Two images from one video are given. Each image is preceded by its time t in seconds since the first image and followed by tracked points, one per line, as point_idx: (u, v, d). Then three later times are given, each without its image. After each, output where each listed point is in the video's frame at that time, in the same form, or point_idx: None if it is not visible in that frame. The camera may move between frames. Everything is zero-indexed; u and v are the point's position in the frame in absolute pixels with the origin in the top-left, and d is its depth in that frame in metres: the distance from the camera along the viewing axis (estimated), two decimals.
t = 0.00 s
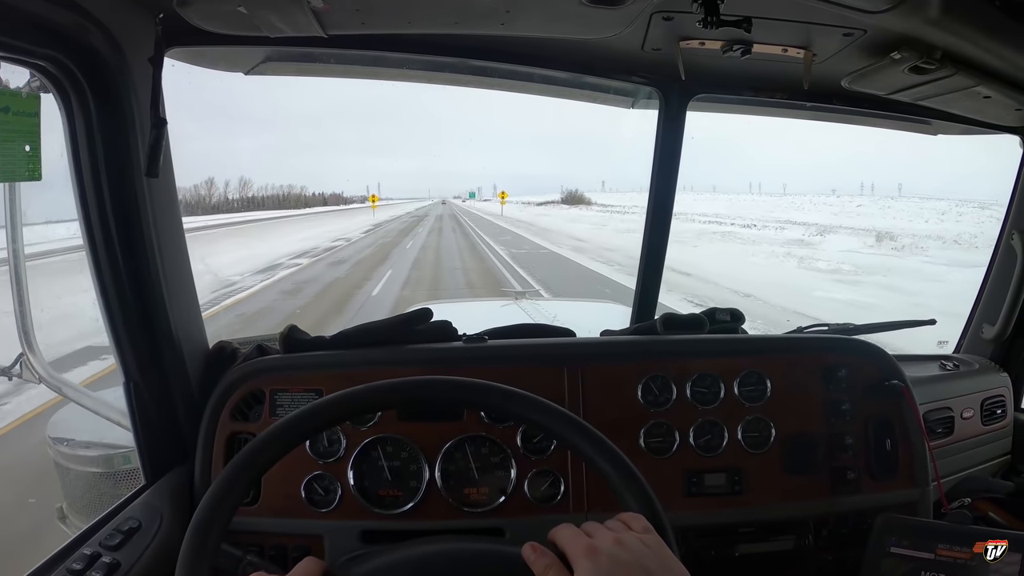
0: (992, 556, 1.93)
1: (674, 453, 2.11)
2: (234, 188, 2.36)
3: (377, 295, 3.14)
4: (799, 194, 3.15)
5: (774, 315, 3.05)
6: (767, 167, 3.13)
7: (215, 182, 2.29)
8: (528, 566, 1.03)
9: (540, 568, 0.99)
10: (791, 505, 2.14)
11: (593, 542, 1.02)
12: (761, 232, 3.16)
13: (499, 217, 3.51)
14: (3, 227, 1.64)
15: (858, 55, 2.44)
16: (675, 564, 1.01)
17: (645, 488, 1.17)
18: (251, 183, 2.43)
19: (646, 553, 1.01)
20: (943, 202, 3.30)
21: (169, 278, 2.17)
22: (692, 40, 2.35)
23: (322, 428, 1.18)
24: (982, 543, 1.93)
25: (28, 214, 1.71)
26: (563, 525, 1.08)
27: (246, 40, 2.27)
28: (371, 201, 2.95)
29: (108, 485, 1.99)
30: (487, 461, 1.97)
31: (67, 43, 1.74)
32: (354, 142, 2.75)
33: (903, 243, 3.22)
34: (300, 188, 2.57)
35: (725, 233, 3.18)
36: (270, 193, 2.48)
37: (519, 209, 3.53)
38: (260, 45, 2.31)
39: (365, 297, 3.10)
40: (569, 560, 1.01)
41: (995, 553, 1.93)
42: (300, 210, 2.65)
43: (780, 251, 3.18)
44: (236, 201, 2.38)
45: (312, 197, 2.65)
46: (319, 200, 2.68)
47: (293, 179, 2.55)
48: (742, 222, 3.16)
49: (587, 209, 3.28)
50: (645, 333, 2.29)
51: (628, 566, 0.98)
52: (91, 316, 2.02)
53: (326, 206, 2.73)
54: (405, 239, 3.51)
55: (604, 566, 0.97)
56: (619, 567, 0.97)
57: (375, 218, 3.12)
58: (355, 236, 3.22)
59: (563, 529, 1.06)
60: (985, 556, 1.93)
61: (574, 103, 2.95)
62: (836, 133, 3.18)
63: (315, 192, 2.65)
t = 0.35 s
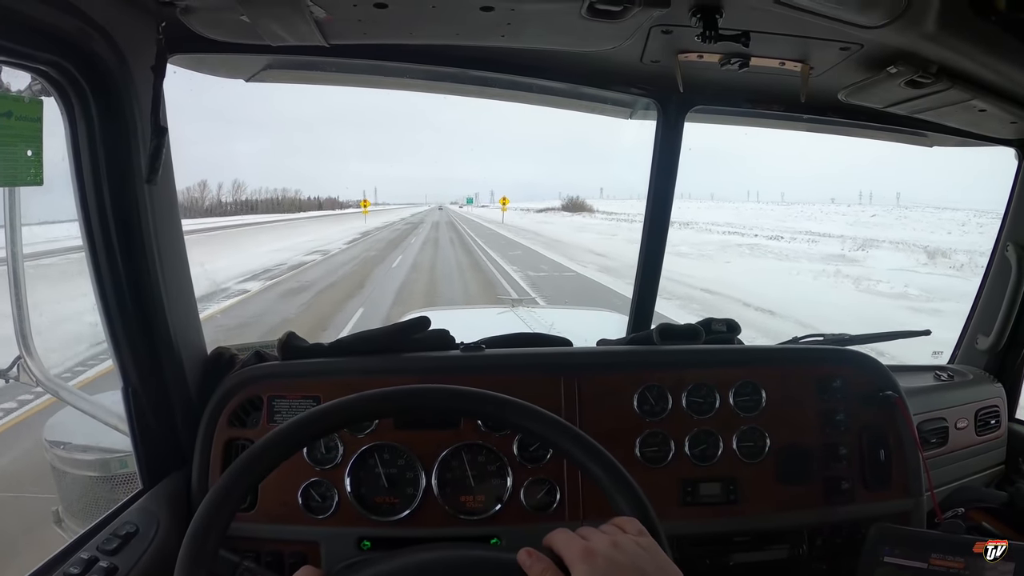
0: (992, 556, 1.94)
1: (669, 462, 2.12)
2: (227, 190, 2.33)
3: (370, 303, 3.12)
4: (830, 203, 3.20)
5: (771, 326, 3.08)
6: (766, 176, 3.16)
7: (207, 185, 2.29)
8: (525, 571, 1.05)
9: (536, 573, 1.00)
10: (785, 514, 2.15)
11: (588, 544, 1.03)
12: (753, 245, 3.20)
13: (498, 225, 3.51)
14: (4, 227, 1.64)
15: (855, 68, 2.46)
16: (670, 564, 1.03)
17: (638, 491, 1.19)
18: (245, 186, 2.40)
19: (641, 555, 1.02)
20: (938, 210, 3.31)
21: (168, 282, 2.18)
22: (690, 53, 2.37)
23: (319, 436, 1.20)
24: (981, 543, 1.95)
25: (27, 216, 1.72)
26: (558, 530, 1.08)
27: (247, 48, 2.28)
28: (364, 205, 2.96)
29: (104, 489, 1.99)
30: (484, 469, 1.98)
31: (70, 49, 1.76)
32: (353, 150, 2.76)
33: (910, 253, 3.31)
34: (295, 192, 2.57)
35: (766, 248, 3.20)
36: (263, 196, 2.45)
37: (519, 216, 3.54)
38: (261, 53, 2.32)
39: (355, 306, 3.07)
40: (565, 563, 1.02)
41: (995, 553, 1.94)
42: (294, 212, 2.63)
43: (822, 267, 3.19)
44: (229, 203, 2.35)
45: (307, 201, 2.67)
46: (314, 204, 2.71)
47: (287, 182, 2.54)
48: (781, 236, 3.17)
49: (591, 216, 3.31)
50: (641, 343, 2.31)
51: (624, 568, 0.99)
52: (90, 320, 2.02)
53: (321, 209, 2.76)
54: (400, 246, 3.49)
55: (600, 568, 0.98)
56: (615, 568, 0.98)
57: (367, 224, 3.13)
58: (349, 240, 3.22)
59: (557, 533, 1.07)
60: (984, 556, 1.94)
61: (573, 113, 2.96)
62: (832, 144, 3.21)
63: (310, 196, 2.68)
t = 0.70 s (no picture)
0: (991, 556, 1.94)
1: (668, 463, 2.11)
2: (222, 189, 2.32)
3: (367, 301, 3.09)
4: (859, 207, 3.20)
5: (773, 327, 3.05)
6: (763, 177, 3.16)
7: (201, 184, 2.27)
8: (523, 572, 1.04)
9: (535, 572, 1.00)
10: (784, 514, 2.14)
11: (588, 543, 1.02)
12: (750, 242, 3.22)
13: (501, 226, 3.52)
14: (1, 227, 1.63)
15: (855, 68, 2.45)
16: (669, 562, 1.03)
17: (636, 491, 1.17)
18: (240, 186, 2.38)
19: (640, 554, 1.02)
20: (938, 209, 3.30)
21: (164, 282, 2.17)
22: (689, 53, 2.37)
23: (316, 437, 1.19)
24: (982, 543, 1.95)
25: (24, 215, 1.71)
26: (556, 529, 1.08)
27: (243, 46, 2.27)
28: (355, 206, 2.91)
29: (102, 490, 1.98)
30: (482, 470, 1.97)
31: (66, 48, 1.75)
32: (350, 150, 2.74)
33: (929, 257, 3.31)
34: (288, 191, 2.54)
35: (804, 256, 3.19)
36: (258, 196, 2.43)
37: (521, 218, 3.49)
38: (258, 51, 2.31)
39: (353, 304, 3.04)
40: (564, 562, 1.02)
41: (995, 553, 1.94)
42: (291, 214, 2.61)
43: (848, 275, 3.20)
44: (223, 203, 2.34)
45: (302, 200, 2.65)
46: (310, 203, 2.69)
47: (281, 182, 2.51)
48: (797, 239, 3.18)
49: (598, 218, 3.26)
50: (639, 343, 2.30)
51: (623, 567, 0.99)
52: (86, 320, 2.01)
53: (318, 209, 2.74)
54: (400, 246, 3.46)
55: (600, 567, 0.98)
56: (615, 567, 0.98)
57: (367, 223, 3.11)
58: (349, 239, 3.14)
59: (556, 533, 1.06)
60: (985, 556, 1.94)
61: (572, 112, 2.95)
62: (831, 144, 3.20)
63: (306, 196, 2.66)
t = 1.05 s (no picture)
0: (992, 556, 1.93)
1: (677, 464, 2.12)
2: (223, 189, 2.31)
3: (378, 298, 3.25)
4: (885, 211, 3.27)
5: (776, 327, 3.07)
6: (773, 182, 3.14)
7: (204, 184, 2.27)
8: (533, 569, 1.04)
9: (544, 570, 1.00)
10: (791, 515, 2.14)
11: (597, 541, 1.02)
12: (757, 246, 3.26)
13: (514, 229, 3.64)
14: (11, 224, 1.64)
15: (864, 70, 2.45)
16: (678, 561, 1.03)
17: (645, 491, 1.18)
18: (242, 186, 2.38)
19: (649, 552, 1.02)
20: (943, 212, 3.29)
21: (174, 280, 2.18)
22: (699, 54, 2.38)
23: (330, 433, 1.19)
24: (982, 543, 1.94)
25: (34, 213, 1.71)
26: (566, 527, 1.07)
27: (257, 45, 2.28)
28: (354, 205, 2.94)
29: (110, 487, 2.00)
30: (491, 470, 1.98)
31: (80, 45, 1.76)
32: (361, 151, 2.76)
33: (942, 265, 3.32)
34: (292, 190, 2.57)
35: (803, 258, 3.24)
36: (262, 195, 2.44)
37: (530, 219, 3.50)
38: (271, 51, 2.32)
39: (364, 301, 3.21)
40: (573, 560, 1.02)
41: (995, 553, 1.94)
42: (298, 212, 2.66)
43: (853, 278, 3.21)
44: (224, 202, 2.33)
45: (307, 201, 2.67)
46: (316, 203, 2.73)
47: (284, 181, 2.53)
48: (798, 241, 3.21)
49: (614, 221, 3.28)
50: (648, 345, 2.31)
51: (632, 565, 0.99)
52: (97, 317, 2.02)
53: (323, 210, 2.79)
54: (403, 249, 3.62)
55: (609, 566, 0.98)
56: (624, 566, 0.98)
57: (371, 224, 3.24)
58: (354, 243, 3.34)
59: (565, 531, 1.06)
60: (985, 556, 1.92)
61: (582, 114, 2.96)
62: (839, 147, 3.21)
63: (311, 196, 2.68)
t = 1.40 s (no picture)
0: (992, 556, 1.95)
1: (679, 466, 2.11)
2: (221, 192, 2.32)
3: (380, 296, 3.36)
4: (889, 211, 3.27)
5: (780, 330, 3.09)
6: (774, 181, 3.16)
7: (200, 185, 2.25)
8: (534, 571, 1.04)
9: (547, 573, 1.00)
10: (793, 517, 2.14)
11: (599, 543, 1.02)
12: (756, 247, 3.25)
13: (522, 233, 3.68)
14: (10, 226, 1.64)
15: (866, 70, 2.45)
16: (681, 564, 1.03)
17: (647, 492, 1.18)
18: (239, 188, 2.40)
19: (652, 554, 1.03)
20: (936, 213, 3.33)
21: (175, 283, 2.18)
22: (699, 56, 2.37)
23: (331, 436, 1.19)
24: (982, 543, 1.95)
25: (35, 216, 1.71)
26: (567, 528, 1.06)
27: (257, 48, 2.28)
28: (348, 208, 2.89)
29: (111, 490, 2.00)
30: (493, 472, 1.97)
31: (81, 49, 1.76)
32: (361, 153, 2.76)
33: (943, 265, 3.33)
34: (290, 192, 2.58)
35: (806, 259, 3.24)
36: (259, 198, 2.45)
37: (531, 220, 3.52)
38: (270, 53, 2.31)
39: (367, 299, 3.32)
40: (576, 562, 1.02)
41: (995, 553, 1.95)
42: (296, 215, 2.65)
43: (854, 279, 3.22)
44: (222, 205, 2.34)
45: (306, 203, 2.67)
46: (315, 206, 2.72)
47: (281, 183, 2.54)
48: (800, 241, 3.20)
49: (624, 223, 3.21)
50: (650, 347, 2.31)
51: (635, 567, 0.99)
52: (98, 320, 2.02)
53: (322, 213, 2.77)
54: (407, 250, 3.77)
55: (612, 568, 0.98)
56: (628, 569, 0.98)
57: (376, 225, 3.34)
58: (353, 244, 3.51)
59: (567, 533, 1.04)
60: (985, 556, 1.94)
61: (582, 115, 2.96)
62: (840, 148, 3.21)
63: (309, 198, 2.68)
